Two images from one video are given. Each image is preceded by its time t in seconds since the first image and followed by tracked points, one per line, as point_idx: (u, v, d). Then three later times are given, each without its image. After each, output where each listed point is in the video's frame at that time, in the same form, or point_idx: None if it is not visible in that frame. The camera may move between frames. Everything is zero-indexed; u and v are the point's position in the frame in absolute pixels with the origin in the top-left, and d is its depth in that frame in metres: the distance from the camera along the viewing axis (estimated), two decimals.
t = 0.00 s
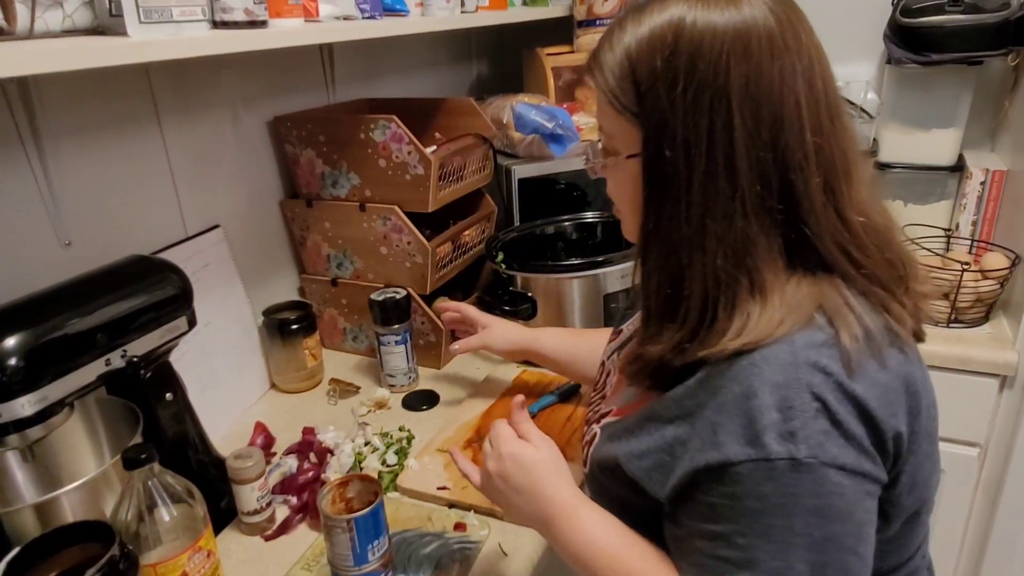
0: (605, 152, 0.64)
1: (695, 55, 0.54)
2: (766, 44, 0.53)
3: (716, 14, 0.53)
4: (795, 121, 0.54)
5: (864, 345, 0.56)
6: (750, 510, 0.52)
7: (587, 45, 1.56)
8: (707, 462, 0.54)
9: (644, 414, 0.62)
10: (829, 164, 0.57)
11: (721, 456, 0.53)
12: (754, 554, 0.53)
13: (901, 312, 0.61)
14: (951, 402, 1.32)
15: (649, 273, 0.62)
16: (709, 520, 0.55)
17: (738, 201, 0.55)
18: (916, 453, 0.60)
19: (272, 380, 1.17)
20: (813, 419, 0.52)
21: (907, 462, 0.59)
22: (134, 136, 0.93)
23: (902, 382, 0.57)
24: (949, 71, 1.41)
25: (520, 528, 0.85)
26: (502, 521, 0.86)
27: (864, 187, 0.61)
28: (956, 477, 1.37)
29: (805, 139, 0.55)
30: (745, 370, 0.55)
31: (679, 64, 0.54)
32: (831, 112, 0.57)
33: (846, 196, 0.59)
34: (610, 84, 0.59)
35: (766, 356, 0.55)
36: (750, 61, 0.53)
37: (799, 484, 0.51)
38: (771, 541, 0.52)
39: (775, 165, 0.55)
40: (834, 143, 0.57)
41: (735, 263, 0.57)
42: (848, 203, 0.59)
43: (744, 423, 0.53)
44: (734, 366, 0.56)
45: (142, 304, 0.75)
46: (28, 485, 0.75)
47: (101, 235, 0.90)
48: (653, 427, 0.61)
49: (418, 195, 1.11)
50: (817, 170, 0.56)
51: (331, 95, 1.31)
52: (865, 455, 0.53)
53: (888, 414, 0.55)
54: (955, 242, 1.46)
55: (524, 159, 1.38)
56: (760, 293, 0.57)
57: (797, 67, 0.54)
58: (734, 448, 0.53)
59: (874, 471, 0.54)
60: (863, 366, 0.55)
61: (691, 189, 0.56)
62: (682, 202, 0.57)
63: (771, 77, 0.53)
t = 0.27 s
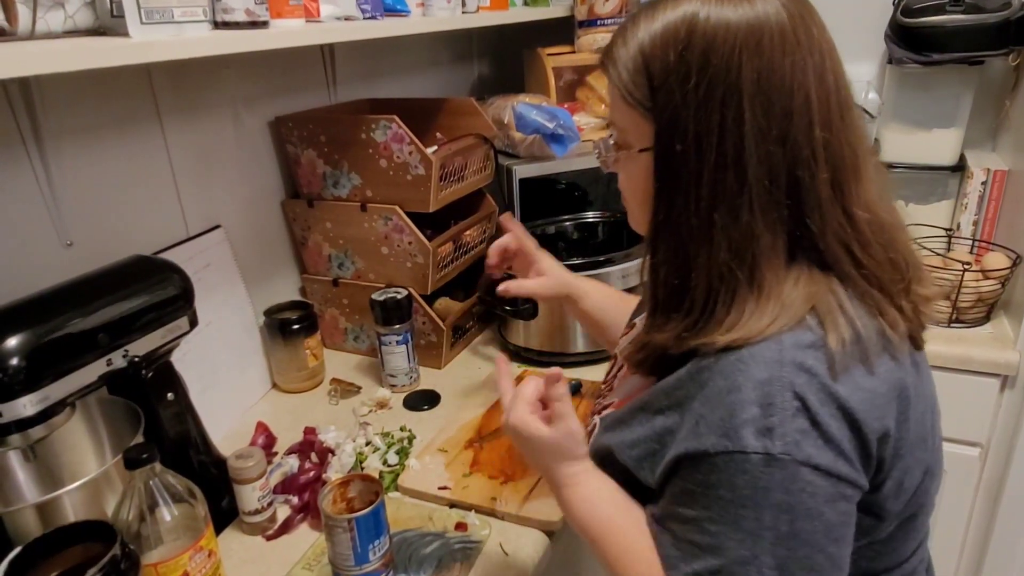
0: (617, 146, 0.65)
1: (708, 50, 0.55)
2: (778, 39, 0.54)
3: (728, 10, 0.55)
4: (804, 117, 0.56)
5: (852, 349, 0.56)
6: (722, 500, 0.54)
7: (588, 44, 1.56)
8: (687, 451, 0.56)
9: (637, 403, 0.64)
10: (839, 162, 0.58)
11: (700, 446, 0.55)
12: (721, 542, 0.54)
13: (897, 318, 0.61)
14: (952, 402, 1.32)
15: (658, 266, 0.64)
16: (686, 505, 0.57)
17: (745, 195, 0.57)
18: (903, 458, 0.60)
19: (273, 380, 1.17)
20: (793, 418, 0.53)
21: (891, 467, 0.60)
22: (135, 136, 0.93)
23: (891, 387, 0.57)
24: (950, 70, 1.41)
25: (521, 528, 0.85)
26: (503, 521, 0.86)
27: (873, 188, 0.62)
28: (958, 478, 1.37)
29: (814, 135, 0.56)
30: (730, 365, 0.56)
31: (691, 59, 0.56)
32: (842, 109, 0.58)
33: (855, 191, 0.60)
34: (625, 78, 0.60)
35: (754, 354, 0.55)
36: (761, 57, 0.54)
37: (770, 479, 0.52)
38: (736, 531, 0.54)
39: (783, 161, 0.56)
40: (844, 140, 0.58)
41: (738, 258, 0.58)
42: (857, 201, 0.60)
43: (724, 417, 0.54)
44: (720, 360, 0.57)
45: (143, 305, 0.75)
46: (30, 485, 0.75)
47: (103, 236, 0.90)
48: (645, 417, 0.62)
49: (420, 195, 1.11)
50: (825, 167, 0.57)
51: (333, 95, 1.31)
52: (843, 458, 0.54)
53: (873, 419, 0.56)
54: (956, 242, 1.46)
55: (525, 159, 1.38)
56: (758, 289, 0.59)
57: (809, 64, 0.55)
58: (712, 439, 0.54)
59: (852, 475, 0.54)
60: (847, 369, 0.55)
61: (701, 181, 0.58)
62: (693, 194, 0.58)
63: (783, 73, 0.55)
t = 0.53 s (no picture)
0: (636, 138, 0.65)
1: (730, 42, 0.55)
2: (802, 31, 0.55)
3: (752, 2, 0.55)
4: (825, 110, 0.56)
5: (865, 347, 0.57)
6: (732, 495, 0.54)
7: (588, 45, 1.56)
8: (700, 445, 0.56)
9: (651, 402, 0.64)
10: (858, 156, 0.59)
11: (713, 440, 0.55)
12: (729, 538, 0.54)
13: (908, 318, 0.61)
14: (952, 401, 1.32)
15: (677, 260, 0.64)
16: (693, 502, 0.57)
17: (764, 188, 0.57)
18: (912, 459, 0.60)
19: (274, 380, 1.17)
20: (807, 414, 0.53)
21: (899, 469, 0.60)
22: (136, 137, 0.93)
23: (902, 387, 0.58)
24: (949, 71, 1.41)
25: (521, 528, 0.85)
26: (503, 520, 0.87)
27: (888, 183, 0.63)
28: (957, 477, 1.37)
29: (835, 129, 0.57)
30: (745, 360, 0.56)
31: (714, 51, 0.56)
32: (862, 103, 0.59)
33: (873, 188, 0.61)
34: (645, 70, 0.61)
35: (769, 349, 0.56)
36: (787, 49, 0.55)
37: (782, 474, 0.53)
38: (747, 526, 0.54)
39: (804, 155, 0.57)
40: (864, 135, 0.59)
41: (755, 253, 0.59)
42: (874, 196, 0.61)
43: (739, 411, 0.55)
44: (735, 355, 0.58)
45: (145, 305, 0.75)
46: (31, 485, 0.75)
47: (104, 236, 0.91)
48: (659, 414, 0.63)
49: (420, 196, 1.11)
50: (846, 161, 0.58)
51: (333, 95, 1.31)
52: (856, 455, 0.54)
53: (885, 417, 0.56)
54: (956, 242, 1.46)
55: (525, 160, 1.38)
56: (775, 284, 0.59)
57: (833, 57, 0.56)
58: (725, 433, 0.55)
59: (864, 472, 0.54)
60: (860, 367, 0.56)
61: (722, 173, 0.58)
62: (713, 188, 0.59)
63: (807, 65, 0.55)
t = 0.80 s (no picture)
0: (645, 138, 0.65)
1: (748, 42, 0.55)
2: (819, 31, 0.55)
3: (769, 3, 0.55)
4: (842, 112, 0.56)
5: (881, 350, 0.57)
6: (750, 502, 0.54)
7: (586, 45, 1.56)
8: (716, 450, 0.56)
9: (662, 403, 0.64)
10: (874, 158, 0.59)
11: (730, 445, 0.55)
12: (749, 545, 0.54)
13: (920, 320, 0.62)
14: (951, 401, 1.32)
15: (690, 263, 0.64)
16: (712, 511, 0.57)
17: (781, 191, 0.57)
18: (924, 461, 0.61)
19: (273, 380, 1.17)
20: (826, 418, 0.53)
21: (915, 470, 0.61)
22: (136, 137, 0.93)
23: (916, 390, 0.58)
24: (949, 71, 1.41)
25: (521, 527, 0.85)
26: (502, 520, 0.87)
27: (902, 185, 0.63)
28: (956, 477, 1.37)
29: (852, 130, 0.57)
30: (762, 364, 0.56)
31: (731, 51, 0.56)
32: (878, 105, 0.59)
33: (888, 191, 0.61)
34: (658, 69, 0.60)
35: (786, 353, 0.56)
36: (805, 50, 0.55)
37: (803, 480, 0.53)
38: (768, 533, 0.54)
39: (821, 157, 0.57)
40: (879, 137, 0.59)
41: (771, 256, 0.59)
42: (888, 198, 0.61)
43: (756, 416, 0.55)
44: (750, 358, 0.57)
45: (144, 305, 0.75)
46: (30, 485, 0.75)
47: (103, 236, 0.91)
48: (669, 416, 0.63)
49: (420, 196, 1.11)
50: (862, 163, 0.58)
51: (332, 95, 1.31)
52: (875, 459, 0.54)
53: (902, 420, 0.56)
54: (955, 241, 1.46)
55: (524, 160, 1.38)
56: (791, 286, 0.59)
57: (851, 58, 0.56)
58: (743, 439, 0.54)
59: (882, 476, 0.55)
60: (877, 370, 0.56)
61: (739, 174, 0.58)
62: (728, 189, 0.59)
63: (824, 66, 0.55)
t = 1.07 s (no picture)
0: (645, 141, 0.65)
1: (748, 44, 0.55)
2: (819, 32, 0.55)
3: (769, 4, 0.55)
4: (842, 115, 0.56)
5: (883, 353, 0.57)
6: (751, 504, 0.54)
7: (585, 46, 1.56)
8: (716, 453, 0.56)
9: (663, 407, 0.64)
10: (875, 160, 0.59)
11: (730, 448, 0.55)
12: (748, 547, 0.54)
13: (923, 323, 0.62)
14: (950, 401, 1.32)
15: (691, 267, 0.64)
16: (709, 512, 0.57)
17: (783, 194, 0.57)
18: (926, 465, 0.61)
19: (272, 381, 1.17)
20: (826, 422, 0.53)
21: (918, 473, 0.61)
22: (134, 138, 0.93)
23: (917, 392, 0.58)
24: (947, 72, 1.41)
25: (520, 528, 0.85)
26: (501, 520, 0.87)
27: (904, 187, 0.63)
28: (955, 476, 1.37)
29: (852, 132, 0.57)
30: (763, 367, 0.56)
31: (731, 54, 0.56)
32: (878, 107, 0.59)
33: (888, 193, 0.61)
34: (657, 72, 0.60)
35: (786, 356, 0.56)
36: (804, 52, 0.55)
37: (803, 483, 0.53)
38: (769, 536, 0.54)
39: (822, 159, 0.57)
40: (880, 139, 0.59)
41: (773, 258, 0.59)
42: (890, 200, 0.61)
43: (756, 419, 0.55)
44: (751, 361, 0.57)
45: (143, 305, 0.75)
46: (29, 486, 0.75)
47: (102, 236, 0.91)
48: (671, 419, 0.63)
49: (418, 196, 1.11)
50: (863, 165, 0.58)
51: (331, 96, 1.31)
52: (876, 462, 0.54)
53: (904, 423, 0.56)
54: (954, 241, 1.46)
55: (523, 160, 1.38)
56: (792, 289, 0.59)
57: (850, 60, 0.56)
58: (742, 442, 0.55)
59: (883, 480, 0.55)
60: (879, 373, 0.56)
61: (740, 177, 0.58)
62: (729, 193, 0.59)
63: (824, 68, 0.55)
